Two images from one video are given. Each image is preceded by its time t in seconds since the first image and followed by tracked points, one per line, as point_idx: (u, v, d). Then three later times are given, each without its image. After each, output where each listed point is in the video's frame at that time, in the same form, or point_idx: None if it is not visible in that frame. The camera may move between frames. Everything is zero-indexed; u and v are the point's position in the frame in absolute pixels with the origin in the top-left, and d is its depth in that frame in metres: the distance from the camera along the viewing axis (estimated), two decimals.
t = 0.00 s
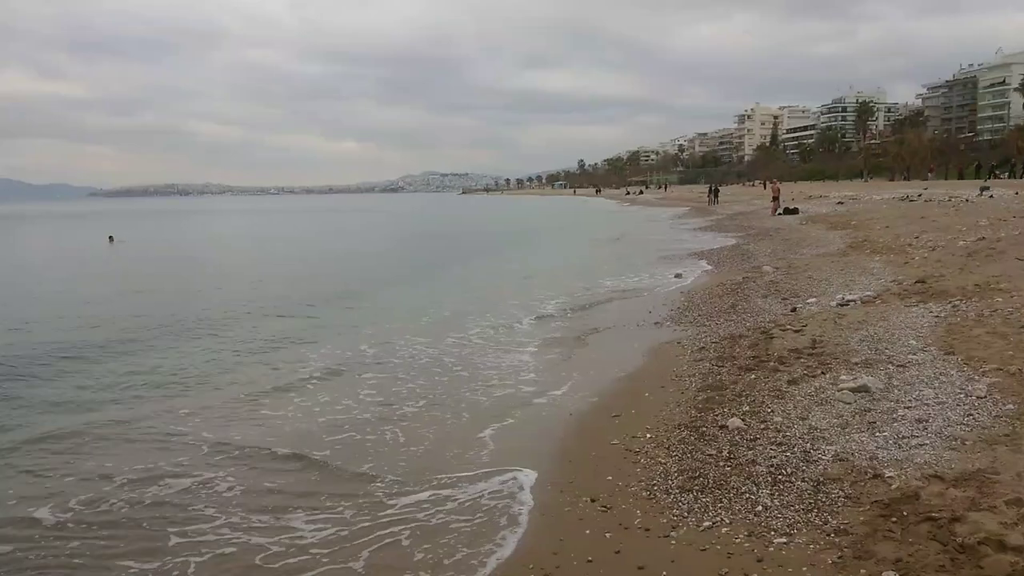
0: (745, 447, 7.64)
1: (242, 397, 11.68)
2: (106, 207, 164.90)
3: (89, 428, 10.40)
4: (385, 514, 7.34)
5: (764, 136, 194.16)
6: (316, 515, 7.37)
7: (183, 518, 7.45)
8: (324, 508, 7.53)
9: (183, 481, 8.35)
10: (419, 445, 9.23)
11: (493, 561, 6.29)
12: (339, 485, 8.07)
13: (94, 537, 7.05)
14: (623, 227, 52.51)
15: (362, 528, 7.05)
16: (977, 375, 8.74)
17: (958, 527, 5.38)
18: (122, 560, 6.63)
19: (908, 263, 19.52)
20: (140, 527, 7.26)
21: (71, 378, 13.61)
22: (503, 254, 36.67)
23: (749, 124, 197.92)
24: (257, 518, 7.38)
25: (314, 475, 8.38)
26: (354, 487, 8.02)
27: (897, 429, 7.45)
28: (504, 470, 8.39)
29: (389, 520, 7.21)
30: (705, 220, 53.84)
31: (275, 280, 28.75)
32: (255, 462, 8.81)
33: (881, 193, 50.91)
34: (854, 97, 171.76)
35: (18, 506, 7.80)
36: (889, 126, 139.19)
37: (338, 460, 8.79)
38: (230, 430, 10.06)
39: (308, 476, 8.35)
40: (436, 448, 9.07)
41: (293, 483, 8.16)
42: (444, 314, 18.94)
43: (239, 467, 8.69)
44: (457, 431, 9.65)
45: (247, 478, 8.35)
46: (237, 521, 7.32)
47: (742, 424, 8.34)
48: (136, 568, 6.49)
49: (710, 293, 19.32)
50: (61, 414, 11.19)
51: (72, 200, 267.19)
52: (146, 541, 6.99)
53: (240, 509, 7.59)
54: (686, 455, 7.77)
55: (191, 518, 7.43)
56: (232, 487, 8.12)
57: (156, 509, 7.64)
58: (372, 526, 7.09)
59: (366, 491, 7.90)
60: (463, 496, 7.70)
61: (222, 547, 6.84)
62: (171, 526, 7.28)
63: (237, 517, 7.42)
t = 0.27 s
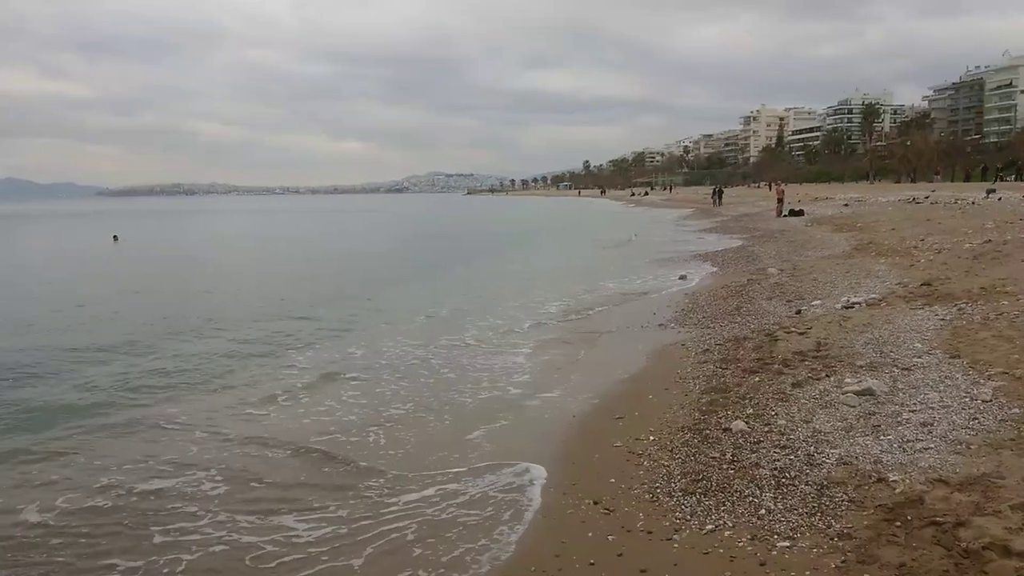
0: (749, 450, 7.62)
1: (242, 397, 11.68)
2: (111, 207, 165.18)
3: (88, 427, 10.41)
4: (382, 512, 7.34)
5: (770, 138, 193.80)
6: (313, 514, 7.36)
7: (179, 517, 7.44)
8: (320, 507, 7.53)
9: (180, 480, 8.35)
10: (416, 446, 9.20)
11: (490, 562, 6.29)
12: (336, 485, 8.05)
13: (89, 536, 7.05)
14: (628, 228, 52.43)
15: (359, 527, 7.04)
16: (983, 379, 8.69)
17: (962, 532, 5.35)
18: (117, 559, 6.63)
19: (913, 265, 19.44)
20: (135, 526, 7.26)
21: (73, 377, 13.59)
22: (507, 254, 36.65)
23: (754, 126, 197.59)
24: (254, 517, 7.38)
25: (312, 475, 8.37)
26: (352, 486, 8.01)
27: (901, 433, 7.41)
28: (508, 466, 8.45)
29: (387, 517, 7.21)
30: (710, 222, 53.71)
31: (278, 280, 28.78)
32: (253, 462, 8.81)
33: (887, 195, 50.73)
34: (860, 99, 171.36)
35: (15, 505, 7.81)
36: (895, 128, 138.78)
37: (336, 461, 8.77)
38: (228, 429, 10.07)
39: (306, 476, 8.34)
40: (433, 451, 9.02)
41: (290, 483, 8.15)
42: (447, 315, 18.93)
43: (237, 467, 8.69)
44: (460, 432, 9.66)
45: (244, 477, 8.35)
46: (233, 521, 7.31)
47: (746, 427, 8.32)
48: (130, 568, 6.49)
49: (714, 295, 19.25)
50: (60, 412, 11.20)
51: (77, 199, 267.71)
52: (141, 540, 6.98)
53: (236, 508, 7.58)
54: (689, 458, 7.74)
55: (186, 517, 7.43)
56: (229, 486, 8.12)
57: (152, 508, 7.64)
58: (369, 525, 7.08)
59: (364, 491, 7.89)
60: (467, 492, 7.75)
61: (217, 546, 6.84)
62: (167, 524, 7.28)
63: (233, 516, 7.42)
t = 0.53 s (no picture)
0: (756, 453, 7.59)
1: (246, 396, 11.72)
2: (121, 206, 165.76)
3: (92, 425, 10.44)
4: (382, 513, 7.36)
5: (779, 139, 193.20)
6: (313, 514, 7.39)
7: (180, 515, 7.47)
8: (320, 506, 7.55)
9: (185, 479, 8.37)
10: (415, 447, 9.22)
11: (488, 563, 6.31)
12: (336, 485, 8.06)
13: (89, 533, 7.08)
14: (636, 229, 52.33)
15: (358, 528, 7.06)
16: (993, 383, 8.64)
17: (970, 537, 5.32)
18: (117, 557, 6.65)
19: (923, 268, 19.35)
20: (139, 524, 7.28)
21: (82, 376, 13.62)
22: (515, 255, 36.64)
23: (764, 127, 196.97)
24: (254, 516, 7.40)
25: (313, 475, 8.40)
26: (352, 487, 8.03)
27: (910, 436, 7.38)
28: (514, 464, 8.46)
29: (386, 518, 7.23)
30: (719, 223, 53.57)
31: (285, 279, 28.84)
32: (255, 461, 8.83)
33: (898, 197, 50.52)
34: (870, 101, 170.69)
35: (17, 502, 7.84)
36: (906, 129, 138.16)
37: (336, 461, 8.79)
38: (232, 428, 10.10)
39: (308, 475, 8.36)
40: (433, 451, 9.04)
41: (291, 482, 8.18)
42: (452, 315, 18.96)
43: (238, 465, 8.71)
44: (465, 431, 9.68)
45: (246, 476, 8.37)
46: (232, 520, 7.33)
47: (753, 429, 8.29)
48: (129, 565, 6.51)
49: (723, 296, 19.20)
50: (65, 411, 11.25)
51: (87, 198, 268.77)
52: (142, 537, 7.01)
53: (237, 507, 7.61)
54: (696, 460, 7.72)
55: (187, 515, 7.46)
56: (230, 485, 8.15)
57: (153, 506, 7.67)
58: (368, 525, 7.10)
59: (364, 491, 7.91)
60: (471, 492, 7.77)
61: (216, 544, 6.86)
62: (167, 522, 7.31)
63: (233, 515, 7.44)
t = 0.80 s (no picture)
0: (763, 455, 7.57)
1: (251, 395, 11.71)
2: (129, 205, 166.08)
3: (97, 424, 10.45)
4: (385, 511, 7.35)
5: (787, 140, 192.74)
6: (315, 512, 7.38)
7: (183, 513, 7.46)
8: (322, 504, 7.55)
9: (192, 478, 8.34)
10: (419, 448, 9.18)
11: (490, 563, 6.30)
12: (339, 484, 8.06)
13: (92, 532, 7.08)
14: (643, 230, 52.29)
15: (361, 526, 7.05)
16: (1001, 386, 8.61)
17: (978, 541, 5.29)
18: (120, 556, 6.64)
19: (932, 270, 19.28)
20: (146, 523, 7.25)
21: (89, 375, 13.62)
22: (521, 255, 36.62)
23: (772, 128, 196.53)
24: (256, 514, 7.39)
25: (316, 473, 8.39)
26: (356, 485, 8.02)
27: (917, 439, 7.35)
28: (516, 462, 8.51)
29: (388, 516, 7.22)
30: (726, 224, 53.49)
31: (292, 279, 28.86)
32: (259, 460, 8.82)
33: (905, 199, 50.35)
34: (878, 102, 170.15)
35: (21, 499, 7.84)
36: (915, 131, 137.68)
37: (339, 460, 8.77)
38: (237, 427, 10.10)
39: (312, 474, 8.35)
40: (436, 452, 9.01)
41: (295, 481, 8.18)
42: (459, 316, 18.94)
43: (242, 464, 8.71)
44: (471, 433, 9.69)
45: (249, 475, 8.37)
46: (235, 519, 7.33)
47: (759, 431, 8.27)
48: (132, 564, 6.51)
49: (730, 298, 19.17)
50: (70, 409, 11.26)
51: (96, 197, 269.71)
52: (145, 536, 7.01)
53: (240, 506, 7.60)
54: (703, 462, 7.71)
55: (190, 514, 7.45)
56: (233, 483, 8.14)
57: (156, 505, 7.67)
58: (370, 524, 7.09)
59: (367, 489, 7.90)
60: (473, 488, 7.79)
61: (219, 543, 6.85)
62: (170, 521, 7.30)
63: (236, 513, 7.44)
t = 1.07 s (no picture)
0: (767, 456, 7.57)
1: (255, 396, 11.71)
2: (135, 204, 166.31)
3: (103, 422, 10.47)
4: (387, 513, 7.35)
5: (792, 141, 192.49)
6: (318, 514, 7.37)
7: (186, 514, 7.46)
8: (325, 505, 7.55)
9: (195, 478, 8.36)
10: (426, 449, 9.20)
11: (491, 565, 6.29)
12: (345, 485, 8.07)
13: (95, 532, 7.07)
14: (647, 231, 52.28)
15: (363, 528, 7.04)
16: (1007, 388, 8.58)
17: (984, 544, 5.28)
18: (122, 556, 6.63)
19: (937, 272, 19.24)
20: (152, 523, 7.26)
21: (94, 375, 13.63)
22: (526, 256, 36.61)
23: (777, 129, 196.25)
24: (259, 515, 7.39)
25: (319, 474, 8.40)
26: (358, 487, 8.02)
27: (923, 441, 7.33)
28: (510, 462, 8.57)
29: (390, 518, 7.22)
30: (731, 225, 53.43)
31: (296, 279, 28.86)
32: (262, 461, 8.83)
33: (911, 201, 50.26)
34: (884, 104, 169.90)
35: (24, 499, 7.83)
36: (921, 132, 137.37)
37: (343, 461, 8.79)
38: (240, 428, 10.10)
39: (314, 475, 8.35)
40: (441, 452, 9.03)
41: (298, 482, 8.18)
42: (464, 316, 18.94)
43: (246, 466, 8.70)
44: (474, 433, 9.71)
45: (252, 476, 8.37)
46: (237, 519, 7.32)
47: (765, 433, 8.26)
48: (134, 563, 6.50)
49: (735, 299, 19.17)
50: (74, 409, 11.26)
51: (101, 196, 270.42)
52: (147, 536, 7.00)
53: (242, 507, 7.59)
54: (707, 463, 7.70)
55: (193, 514, 7.45)
56: (236, 484, 8.14)
57: (159, 505, 7.67)
58: (372, 526, 7.09)
59: (370, 491, 7.90)
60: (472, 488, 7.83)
61: (221, 543, 6.84)
62: (173, 521, 7.30)
63: (238, 514, 7.44)
